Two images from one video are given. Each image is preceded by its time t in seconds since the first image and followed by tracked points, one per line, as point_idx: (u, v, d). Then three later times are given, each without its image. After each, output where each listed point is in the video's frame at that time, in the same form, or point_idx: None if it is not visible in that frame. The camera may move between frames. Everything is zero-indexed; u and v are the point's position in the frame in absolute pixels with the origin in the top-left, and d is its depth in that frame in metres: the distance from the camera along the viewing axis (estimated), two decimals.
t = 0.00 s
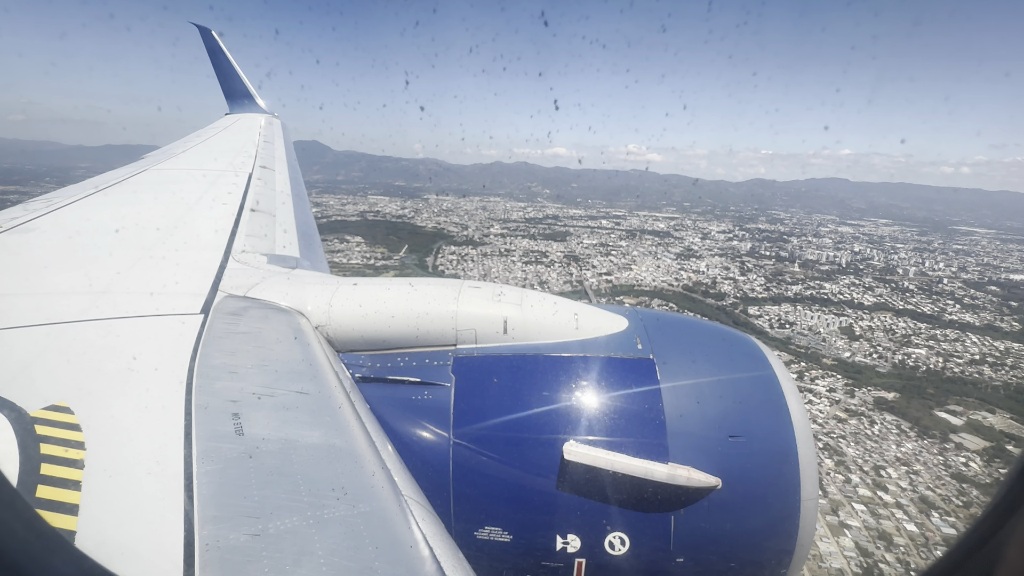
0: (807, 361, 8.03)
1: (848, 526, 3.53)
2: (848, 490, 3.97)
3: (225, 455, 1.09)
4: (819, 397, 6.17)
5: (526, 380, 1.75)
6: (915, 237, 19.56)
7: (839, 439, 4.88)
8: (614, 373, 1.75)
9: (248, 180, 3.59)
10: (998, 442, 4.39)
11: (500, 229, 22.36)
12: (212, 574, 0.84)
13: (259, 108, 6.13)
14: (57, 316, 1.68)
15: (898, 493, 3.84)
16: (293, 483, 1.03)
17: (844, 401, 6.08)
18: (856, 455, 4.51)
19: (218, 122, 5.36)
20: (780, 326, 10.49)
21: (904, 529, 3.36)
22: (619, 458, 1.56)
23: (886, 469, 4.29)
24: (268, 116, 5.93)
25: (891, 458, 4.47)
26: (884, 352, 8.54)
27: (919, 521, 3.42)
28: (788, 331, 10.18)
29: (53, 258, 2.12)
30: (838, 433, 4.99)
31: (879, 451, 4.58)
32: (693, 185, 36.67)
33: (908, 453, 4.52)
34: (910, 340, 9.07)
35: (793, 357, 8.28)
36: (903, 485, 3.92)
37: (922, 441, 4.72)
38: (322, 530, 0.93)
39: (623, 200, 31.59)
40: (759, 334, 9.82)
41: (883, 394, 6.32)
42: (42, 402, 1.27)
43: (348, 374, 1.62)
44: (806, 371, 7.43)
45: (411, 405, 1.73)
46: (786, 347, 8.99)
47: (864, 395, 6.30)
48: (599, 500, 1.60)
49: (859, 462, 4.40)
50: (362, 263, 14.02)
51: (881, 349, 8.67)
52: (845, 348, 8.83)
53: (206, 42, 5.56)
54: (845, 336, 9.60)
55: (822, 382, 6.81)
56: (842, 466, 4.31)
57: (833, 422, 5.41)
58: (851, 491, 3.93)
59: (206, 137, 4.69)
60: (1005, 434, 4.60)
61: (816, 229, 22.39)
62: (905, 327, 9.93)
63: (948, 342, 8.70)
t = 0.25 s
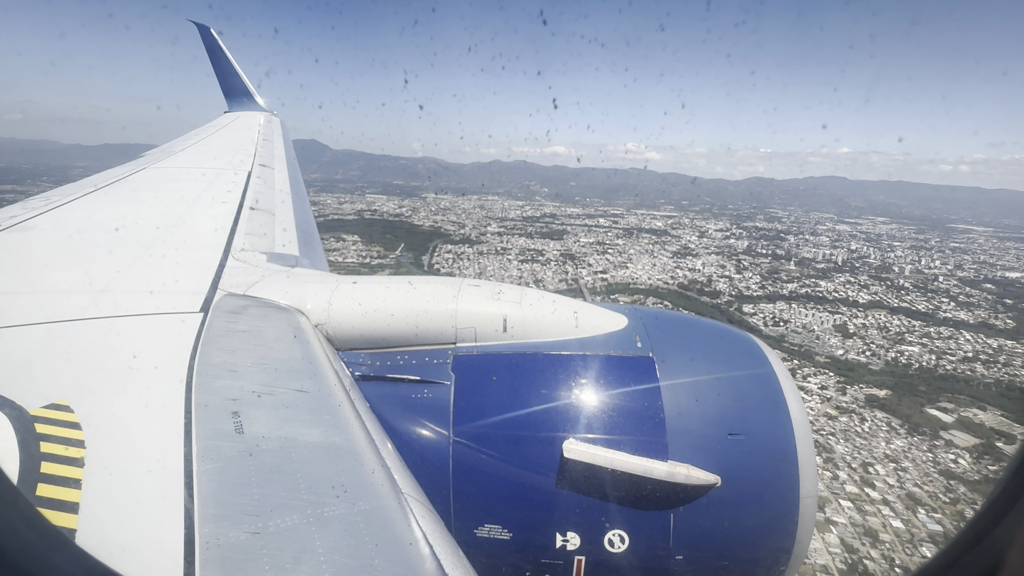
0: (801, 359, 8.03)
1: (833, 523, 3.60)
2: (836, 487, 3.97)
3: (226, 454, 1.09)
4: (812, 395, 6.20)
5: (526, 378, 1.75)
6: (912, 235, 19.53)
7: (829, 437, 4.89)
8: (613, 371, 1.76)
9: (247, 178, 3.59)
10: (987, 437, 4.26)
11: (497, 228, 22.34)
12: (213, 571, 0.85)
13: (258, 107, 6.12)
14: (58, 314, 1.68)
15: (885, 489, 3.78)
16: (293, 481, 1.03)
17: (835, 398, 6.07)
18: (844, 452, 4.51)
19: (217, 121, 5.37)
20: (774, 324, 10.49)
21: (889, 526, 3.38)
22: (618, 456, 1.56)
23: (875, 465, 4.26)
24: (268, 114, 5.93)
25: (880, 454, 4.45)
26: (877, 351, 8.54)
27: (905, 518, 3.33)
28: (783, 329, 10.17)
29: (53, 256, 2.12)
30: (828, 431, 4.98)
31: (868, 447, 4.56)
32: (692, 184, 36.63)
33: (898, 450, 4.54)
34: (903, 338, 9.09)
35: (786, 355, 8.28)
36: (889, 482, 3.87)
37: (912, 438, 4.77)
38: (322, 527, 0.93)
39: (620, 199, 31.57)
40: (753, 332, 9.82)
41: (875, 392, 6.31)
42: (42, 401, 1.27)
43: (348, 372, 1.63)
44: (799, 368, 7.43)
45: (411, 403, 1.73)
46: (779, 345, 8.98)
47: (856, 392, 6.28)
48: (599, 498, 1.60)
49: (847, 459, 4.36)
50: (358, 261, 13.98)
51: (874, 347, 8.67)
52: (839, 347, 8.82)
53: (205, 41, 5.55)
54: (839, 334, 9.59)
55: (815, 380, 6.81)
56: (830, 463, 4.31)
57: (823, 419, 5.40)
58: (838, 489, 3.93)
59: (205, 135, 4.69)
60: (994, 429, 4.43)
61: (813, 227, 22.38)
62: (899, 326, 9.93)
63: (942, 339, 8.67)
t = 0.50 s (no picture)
0: (794, 356, 7.94)
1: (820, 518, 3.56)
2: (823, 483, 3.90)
3: (226, 453, 1.09)
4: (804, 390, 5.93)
5: (526, 378, 1.75)
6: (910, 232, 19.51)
7: (818, 432, 4.81)
8: (613, 370, 1.76)
9: (246, 177, 3.59)
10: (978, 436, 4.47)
11: (494, 226, 22.29)
12: (213, 570, 0.85)
13: (257, 105, 6.11)
14: (57, 313, 1.68)
15: (873, 486, 3.81)
16: (293, 480, 1.03)
17: (825, 395, 5.82)
18: (833, 449, 4.44)
19: (216, 120, 5.36)
20: (768, 321, 10.45)
21: (876, 522, 3.42)
22: (618, 455, 1.57)
23: (861, 462, 4.22)
24: (267, 113, 5.92)
25: (869, 451, 4.40)
26: (870, 347, 8.51)
27: (892, 514, 3.48)
28: (776, 326, 10.13)
29: (52, 255, 2.12)
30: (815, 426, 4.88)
31: (857, 445, 4.49)
32: (690, 182, 36.59)
33: (887, 446, 4.52)
34: (897, 336, 9.08)
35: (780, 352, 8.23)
36: (877, 479, 3.89)
37: (902, 434, 4.77)
38: (322, 526, 0.93)
39: (618, 196, 31.49)
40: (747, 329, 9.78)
41: (867, 389, 6.17)
42: (42, 400, 1.27)
43: (347, 372, 1.63)
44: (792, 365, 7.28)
45: (411, 402, 1.73)
46: (773, 342, 8.91)
47: (847, 389, 6.10)
48: (599, 497, 1.60)
49: (836, 455, 4.31)
50: (354, 259, 13.94)
51: (868, 344, 8.61)
52: (833, 343, 8.73)
53: (203, 39, 5.55)
54: (833, 331, 9.54)
55: (806, 376, 6.58)
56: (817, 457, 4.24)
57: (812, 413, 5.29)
58: (825, 484, 3.85)
59: (204, 134, 4.68)
60: (984, 425, 4.67)
61: (810, 225, 22.36)
62: (893, 323, 9.93)
63: (936, 336, 8.68)
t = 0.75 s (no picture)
0: (788, 353, 7.92)
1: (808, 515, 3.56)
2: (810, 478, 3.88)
3: (226, 453, 1.09)
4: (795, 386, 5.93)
5: (525, 378, 1.75)
6: (908, 229, 19.47)
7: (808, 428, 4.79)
8: (613, 369, 1.76)
9: (246, 177, 3.58)
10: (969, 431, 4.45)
11: (492, 223, 22.27)
12: (213, 570, 0.85)
13: (256, 104, 6.11)
14: (57, 314, 1.68)
15: (860, 481, 3.80)
16: (293, 480, 1.04)
17: (816, 391, 5.82)
18: (823, 444, 4.41)
19: (215, 120, 5.36)
20: (763, 318, 10.42)
21: (861, 519, 3.41)
22: (618, 455, 1.57)
23: (851, 457, 4.18)
24: (266, 112, 5.92)
25: (859, 446, 4.36)
26: (864, 344, 8.48)
27: (878, 510, 3.47)
28: (771, 323, 10.10)
29: (51, 255, 2.12)
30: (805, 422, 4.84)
31: (846, 441, 4.46)
32: (688, 179, 36.52)
33: (878, 442, 4.50)
34: (891, 333, 9.07)
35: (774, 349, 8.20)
36: (865, 474, 3.87)
37: (892, 430, 4.75)
38: (322, 526, 0.93)
39: (617, 194, 31.44)
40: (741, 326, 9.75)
41: (858, 385, 6.15)
42: (42, 401, 1.27)
43: (347, 372, 1.62)
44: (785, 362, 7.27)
45: (411, 402, 1.73)
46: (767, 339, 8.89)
47: (840, 386, 6.08)
48: (598, 496, 1.61)
49: (824, 451, 4.29)
50: (350, 257, 13.92)
51: (861, 341, 8.59)
52: (827, 340, 8.68)
53: (203, 38, 5.54)
54: (828, 328, 9.50)
55: (800, 372, 6.57)
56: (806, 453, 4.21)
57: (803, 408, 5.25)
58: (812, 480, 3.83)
59: (203, 134, 4.68)
60: (975, 423, 4.63)
61: (808, 222, 22.31)
62: (888, 320, 9.92)
63: (930, 333, 8.68)
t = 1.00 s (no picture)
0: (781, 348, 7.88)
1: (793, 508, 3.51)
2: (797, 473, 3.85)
3: (227, 453, 1.09)
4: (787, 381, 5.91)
5: (525, 377, 1.75)
6: (906, 226, 19.44)
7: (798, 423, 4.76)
8: (613, 368, 1.76)
9: (246, 177, 3.58)
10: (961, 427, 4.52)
11: (489, 221, 22.24)
12: (214, 569, 0.85)
13: (255, 104, 6.10)
14: (57, 314, 1.68)
15: (848, 476, 3.76)
16: (293, 479, 1.04)
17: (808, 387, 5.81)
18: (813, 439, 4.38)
19: (214, 120, 5.36)
20: (757, 315, 10.39)
21: (848, 514, 3.39)
22: (618, 453, 1.57)
23: (840, 453, 4.16)
24: (266, 113, 5.92)
25: (848, 442, 4.34)
26: (857, 341, 8.47)
27: (864, 505, 3.43)
28: (765, 320, 10.06)
29: (51, 255, 2.12)
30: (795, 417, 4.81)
31: (836, 436, 4.43)
32: (686, 177, 36.49)
33: (867, 437, 4.49)
34: (885, 329, 9.06)
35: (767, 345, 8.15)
36: (853, 470, 3.84)
37: (882, 426, 4.73)
38: (323, 525, 0.93)
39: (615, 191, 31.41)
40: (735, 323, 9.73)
41: (851, 381, 6.14)
42: (43, 401, 1.27)
43: (347, 371, 1.63)
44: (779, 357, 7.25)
45: (411, 401, 1.73)
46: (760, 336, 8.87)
47: (832, 381, 6.08)
48: (599, 495, 1.61)
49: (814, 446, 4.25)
50: (346, 254, 13.89)
51: (855, 338, 8.57)
52: (820, 336, 8.64)
53: (202, 38, 5.53)
54: (822, 325, 9.46)
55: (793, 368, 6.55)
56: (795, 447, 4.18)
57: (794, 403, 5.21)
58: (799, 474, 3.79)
59: (203, 135, 4.68)
60: (967, 418, 4.72)
61: (806, 219, 22.29)
62: (883, 316, 9.90)
63: (924, 330, 8.69)
